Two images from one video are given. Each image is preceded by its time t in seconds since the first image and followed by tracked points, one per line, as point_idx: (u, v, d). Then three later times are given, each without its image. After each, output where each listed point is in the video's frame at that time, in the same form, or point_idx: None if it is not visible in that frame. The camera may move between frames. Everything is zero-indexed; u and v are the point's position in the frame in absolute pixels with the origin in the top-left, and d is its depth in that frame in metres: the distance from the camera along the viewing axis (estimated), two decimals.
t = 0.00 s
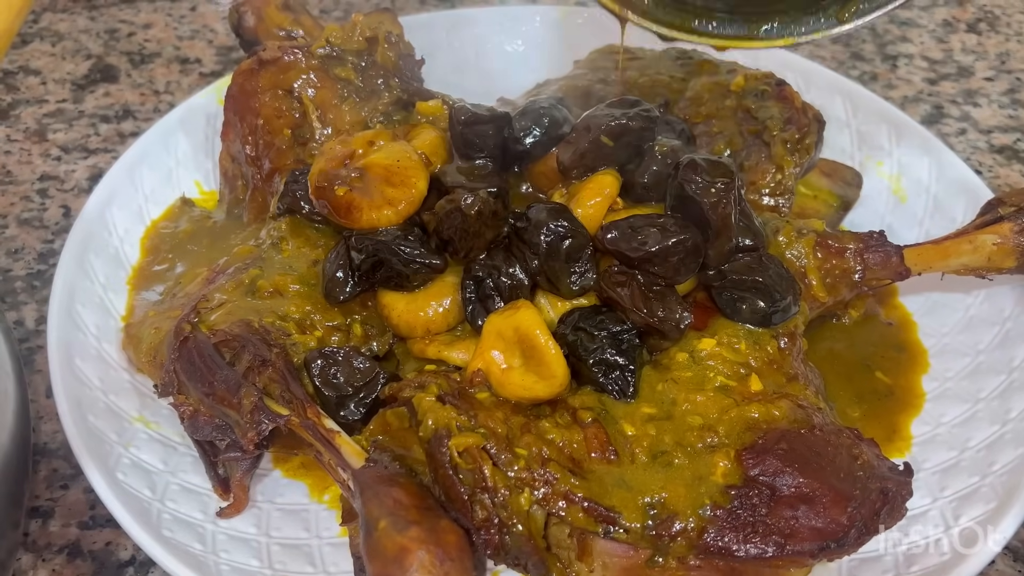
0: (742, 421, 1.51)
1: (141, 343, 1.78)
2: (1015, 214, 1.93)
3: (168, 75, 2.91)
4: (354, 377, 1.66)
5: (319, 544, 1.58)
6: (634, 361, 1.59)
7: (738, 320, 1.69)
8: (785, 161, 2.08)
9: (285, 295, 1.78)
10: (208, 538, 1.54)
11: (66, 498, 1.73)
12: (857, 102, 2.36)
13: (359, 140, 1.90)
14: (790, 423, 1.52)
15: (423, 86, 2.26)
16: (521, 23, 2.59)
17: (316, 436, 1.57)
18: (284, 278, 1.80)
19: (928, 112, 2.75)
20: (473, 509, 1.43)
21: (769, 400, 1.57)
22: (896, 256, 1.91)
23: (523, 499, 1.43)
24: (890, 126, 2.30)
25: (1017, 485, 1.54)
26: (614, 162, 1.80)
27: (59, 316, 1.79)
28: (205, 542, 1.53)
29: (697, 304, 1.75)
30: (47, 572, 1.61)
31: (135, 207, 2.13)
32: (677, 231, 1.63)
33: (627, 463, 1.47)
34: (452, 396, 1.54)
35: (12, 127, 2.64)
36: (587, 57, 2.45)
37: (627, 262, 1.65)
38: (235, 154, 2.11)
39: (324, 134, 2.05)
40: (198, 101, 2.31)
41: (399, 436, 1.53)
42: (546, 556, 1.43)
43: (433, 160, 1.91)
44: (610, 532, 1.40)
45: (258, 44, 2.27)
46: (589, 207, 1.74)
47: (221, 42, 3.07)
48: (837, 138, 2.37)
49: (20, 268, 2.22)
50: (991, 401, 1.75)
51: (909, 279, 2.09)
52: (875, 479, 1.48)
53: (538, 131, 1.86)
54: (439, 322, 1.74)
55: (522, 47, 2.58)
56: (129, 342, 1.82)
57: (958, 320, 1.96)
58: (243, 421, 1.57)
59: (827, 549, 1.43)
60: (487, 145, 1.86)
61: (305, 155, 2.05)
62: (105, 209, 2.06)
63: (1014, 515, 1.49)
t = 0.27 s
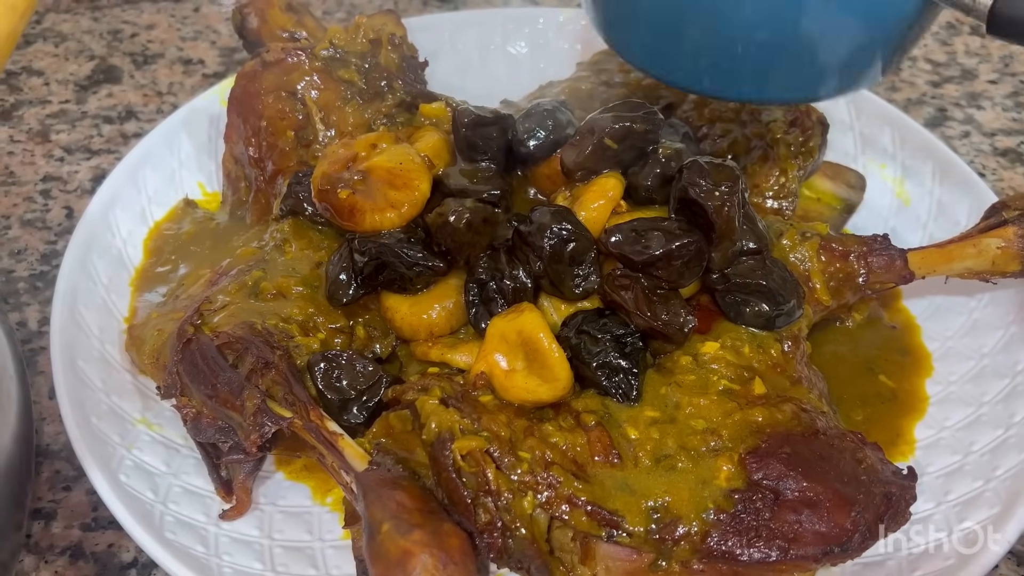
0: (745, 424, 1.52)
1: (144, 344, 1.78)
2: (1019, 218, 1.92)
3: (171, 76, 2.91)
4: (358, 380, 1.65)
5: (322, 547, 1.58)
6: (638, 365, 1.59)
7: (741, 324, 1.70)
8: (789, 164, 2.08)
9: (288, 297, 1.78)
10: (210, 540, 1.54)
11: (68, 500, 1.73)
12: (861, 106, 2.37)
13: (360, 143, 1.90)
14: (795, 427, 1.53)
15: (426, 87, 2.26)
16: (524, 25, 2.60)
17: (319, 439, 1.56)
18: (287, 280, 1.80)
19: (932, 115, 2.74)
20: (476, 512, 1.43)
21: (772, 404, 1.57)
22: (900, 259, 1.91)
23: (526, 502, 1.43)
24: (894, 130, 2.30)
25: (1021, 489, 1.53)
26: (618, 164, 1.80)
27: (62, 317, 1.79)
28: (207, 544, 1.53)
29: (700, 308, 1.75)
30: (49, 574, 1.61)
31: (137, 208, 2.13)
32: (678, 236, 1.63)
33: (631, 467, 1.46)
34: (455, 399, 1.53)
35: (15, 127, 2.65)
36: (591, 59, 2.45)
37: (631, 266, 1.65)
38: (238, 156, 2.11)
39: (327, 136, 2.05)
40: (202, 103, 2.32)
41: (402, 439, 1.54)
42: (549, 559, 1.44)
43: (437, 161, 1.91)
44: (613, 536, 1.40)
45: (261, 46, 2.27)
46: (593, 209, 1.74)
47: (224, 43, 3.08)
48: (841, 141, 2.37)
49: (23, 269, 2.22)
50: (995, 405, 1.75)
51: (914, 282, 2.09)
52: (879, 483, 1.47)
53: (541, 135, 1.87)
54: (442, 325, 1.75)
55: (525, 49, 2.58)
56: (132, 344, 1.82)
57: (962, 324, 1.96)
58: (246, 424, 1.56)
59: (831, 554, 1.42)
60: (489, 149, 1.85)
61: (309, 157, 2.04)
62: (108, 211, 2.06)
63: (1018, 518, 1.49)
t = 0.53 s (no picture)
0: (749, 426, 1.52)
1: (148, 344, 1.78)
2: None
3: (175, 76, 2.91)
4: (362, 381, 1.65)
5: (326, 547, 1.58)
6: (642, 366, 1.58)
7: (746, 325, 1.70)
8: (794, 166, 2.08)
9: (292, 297, 1.78)
10: (214, 540, 1.54)
11: (73, 499, 1.73)
12: (865, 107, 2.36)
13: (363, 146, 1.89)
14: (800, 428, 1.53)
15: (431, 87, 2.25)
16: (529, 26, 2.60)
17: (323, 439, 1.55)
18: (292, 280, 1.80)
19: (936, 117, 2.74)
20: (480, 513, 1.43)
21: (777, 405, 1.57)
22: (905, 261, 1.90)
23: (530, 503, 1.43)
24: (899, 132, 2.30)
25: None
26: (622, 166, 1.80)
27: (66, 317, 1.79)
28: (211, 544, 1.53)
29: (703, 310, 1.75)
30: (53, 573, 1.61)
31: (142, 208, 2.13)
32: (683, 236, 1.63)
33: (635, 468, 1.47)
34: (459, 400, 1.54)
35: (20, 127, 2.65)
36: (595, 60, 2.45)
37: (635, 268, 1.65)
38: (242, 156, 2.11)
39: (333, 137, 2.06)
40: (206, 103, 2.32)
41: (406, 439, 1.54)
42: (553, 560, 1.43)
43: (441, 163, 1.91)
44: (617, 537, 1.40)
45: (266, 46, 2.27)
46: (595, 209, 1.74)
47: (228, 43, 3.08)
48: (845, 143, 2.37)
49: (28, 268, 2.22)
50: (999, 408, 1.75)
51: (918, 284, 2.09)
52: (883, 486, 1.47)
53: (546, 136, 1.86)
54: (445, 326, 1.74)
55: (529, 50, 2.58)
56: (136, 343, 1.82)
57: (966, 326, 1.96)
58: (250, 423, 1.56)
59: (835, 556, 1.42)
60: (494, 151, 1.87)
61: (314, 157, 2.06)
62: (113, 210, 2.06)
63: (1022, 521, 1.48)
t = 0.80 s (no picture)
0: (753, 425, 1.52)
1: (153, 341, 1.79)
2: None
3: (180, 75, 2.92)
4: (366, 380, 1.66)
5: (330, 544, 1.58)
6: (645, 364, 1.59)
7: (749, 324, 1.70)
8: (797, 166, 2.09)
9: (297, 295, 1.79)
10: (218, 537, 1.54)
11: (77, 495, 1.74)
12: (869, 107, 2.36)
13: (368, 147, 1.90)
14: (802, 427, 1.53)
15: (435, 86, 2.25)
16: (533, 25, 2.61)
17: (328, 436, 1.57)
18: (296, 278, 1.81)
19: (939, 117, 2.74)
20: (484, 510, 1.44)
21: (780, 404, 1.58)
22: (908, 261, 1.91)
23: (533, 501, 1.43)
24: (902, 132, 2.30)
25: None
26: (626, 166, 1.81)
27: (71, 314, 1.80)
28: (215, 541, 1.53)
29: (706, 308, 1.75)
30: (58, 569, 1.61)
31: (147, 206, 2.14)
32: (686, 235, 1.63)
33: (638, 466, 1.47)
34: (463, 397, 1.54)
35: (25, 125, 2.66)
36: (599, 59, 2.46)
37: (639, 267, 1.65)
38: (247, 155, 2.12)
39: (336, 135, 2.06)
40: (211, 102, 2.33)
41: (410, 437, 1.55)
42: (557, 557, 1.44)
43: (445, 161, 1.92)
44: (620, 535, 1.41)
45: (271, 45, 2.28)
46: (598, 208, 1.75)
47: (233, 41, 3.09)
48: (849, 143, 2.37)
49: (33, 266, 2.23)
50: (1002, 408, 1.75)
51: (921, 284, 2.09)
52: (886, 485, 1.47)
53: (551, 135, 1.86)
54: (449, 325, 1.75)
55: (533, 49, 2.59)
56: (141, 341, 1.82)
57: (969, 326, 1.96)
58: (255, 421, 1.57)
59: (838, 554, 1.42)
60: (497, 149, 1.87)
61: (318, 156, 2.06)
62: (118, 208, 2.07)
63: None
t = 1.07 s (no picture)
0: (754, 418, 1.53)
1: (156, 334, 1.79)
2: None
3: (183, 71, 2.93)
4: (368, 373, 1.66)
5: (331, 536, 1.58)
6: (647, 358, 1.59)
7: (750, 319, 1.71)
8: (799, 162, 2.10)
9: (299, 288, 1.79)
10: (221, 528, 1.54)
11: (80, 487, 1.75)
12: (871, 104, 2.36)
13: (369, 144, 1.90)
14: (803, 421, 1.53)
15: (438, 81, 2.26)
16: (536, 23, 2.62)
17: (330, 428, 1.56)
18: (299, 272, 1.82)
19: (941, 115, 2.75)
20: (485, 502, 1.44)
21: (781, 398, 1.58)
22: (909, 257, 1.91)
23: (535, 492, 1.44)
24: (904, 129, 2.30)
25: None
26: (627, 159, 1.81)
27: (75, 307, 1.80)
28: (218, 532, 1.53)
29: (707, 303, 1.75)
30: (61, 560, 1.62)
31: (150, 200, 2.14)
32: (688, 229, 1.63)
33: (639, 459, 1.47)
34: (464, 389, 1.55)
35: (28, 120, 2.67)
36: (601, 56, 2.46)
37: (640, 261, 1.66)
38: (250, 149, 2.12)
39: (338, 130, 2.07)
40: (214, 97, 2.33)
41: (412, 429, 1.56)
42: (557, 550, 1.44)
43: (447, 156, 1.92)
44: (621, 527, 1.41)
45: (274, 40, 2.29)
46: (599, 203, 1.75)
47: (236, 38, 3.10)
48: (850, 140, 2.38)
49: (36, 260, 2.24)
50: (1002, 403, 1.75)
51: (921, 280, 2.10)
52: (886, 478, 1.47)
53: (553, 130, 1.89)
54: (451, 319, 1.75)
55: (536, 46, 2.60)
56: (144, 334, 1.83)
57: (970, 322, 1.96)
58: (256, 412, 1.57)
59: (838, 547, 1.42)
60: (500, 143, 1.86)
61: (321, 150, 2.07)
62: (121, 202, 2.07)
63: None
